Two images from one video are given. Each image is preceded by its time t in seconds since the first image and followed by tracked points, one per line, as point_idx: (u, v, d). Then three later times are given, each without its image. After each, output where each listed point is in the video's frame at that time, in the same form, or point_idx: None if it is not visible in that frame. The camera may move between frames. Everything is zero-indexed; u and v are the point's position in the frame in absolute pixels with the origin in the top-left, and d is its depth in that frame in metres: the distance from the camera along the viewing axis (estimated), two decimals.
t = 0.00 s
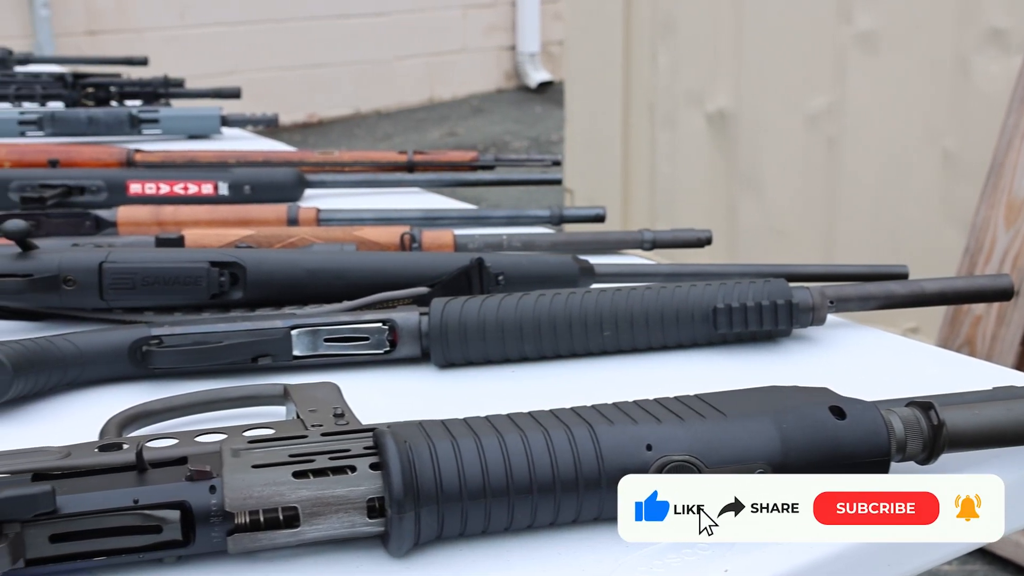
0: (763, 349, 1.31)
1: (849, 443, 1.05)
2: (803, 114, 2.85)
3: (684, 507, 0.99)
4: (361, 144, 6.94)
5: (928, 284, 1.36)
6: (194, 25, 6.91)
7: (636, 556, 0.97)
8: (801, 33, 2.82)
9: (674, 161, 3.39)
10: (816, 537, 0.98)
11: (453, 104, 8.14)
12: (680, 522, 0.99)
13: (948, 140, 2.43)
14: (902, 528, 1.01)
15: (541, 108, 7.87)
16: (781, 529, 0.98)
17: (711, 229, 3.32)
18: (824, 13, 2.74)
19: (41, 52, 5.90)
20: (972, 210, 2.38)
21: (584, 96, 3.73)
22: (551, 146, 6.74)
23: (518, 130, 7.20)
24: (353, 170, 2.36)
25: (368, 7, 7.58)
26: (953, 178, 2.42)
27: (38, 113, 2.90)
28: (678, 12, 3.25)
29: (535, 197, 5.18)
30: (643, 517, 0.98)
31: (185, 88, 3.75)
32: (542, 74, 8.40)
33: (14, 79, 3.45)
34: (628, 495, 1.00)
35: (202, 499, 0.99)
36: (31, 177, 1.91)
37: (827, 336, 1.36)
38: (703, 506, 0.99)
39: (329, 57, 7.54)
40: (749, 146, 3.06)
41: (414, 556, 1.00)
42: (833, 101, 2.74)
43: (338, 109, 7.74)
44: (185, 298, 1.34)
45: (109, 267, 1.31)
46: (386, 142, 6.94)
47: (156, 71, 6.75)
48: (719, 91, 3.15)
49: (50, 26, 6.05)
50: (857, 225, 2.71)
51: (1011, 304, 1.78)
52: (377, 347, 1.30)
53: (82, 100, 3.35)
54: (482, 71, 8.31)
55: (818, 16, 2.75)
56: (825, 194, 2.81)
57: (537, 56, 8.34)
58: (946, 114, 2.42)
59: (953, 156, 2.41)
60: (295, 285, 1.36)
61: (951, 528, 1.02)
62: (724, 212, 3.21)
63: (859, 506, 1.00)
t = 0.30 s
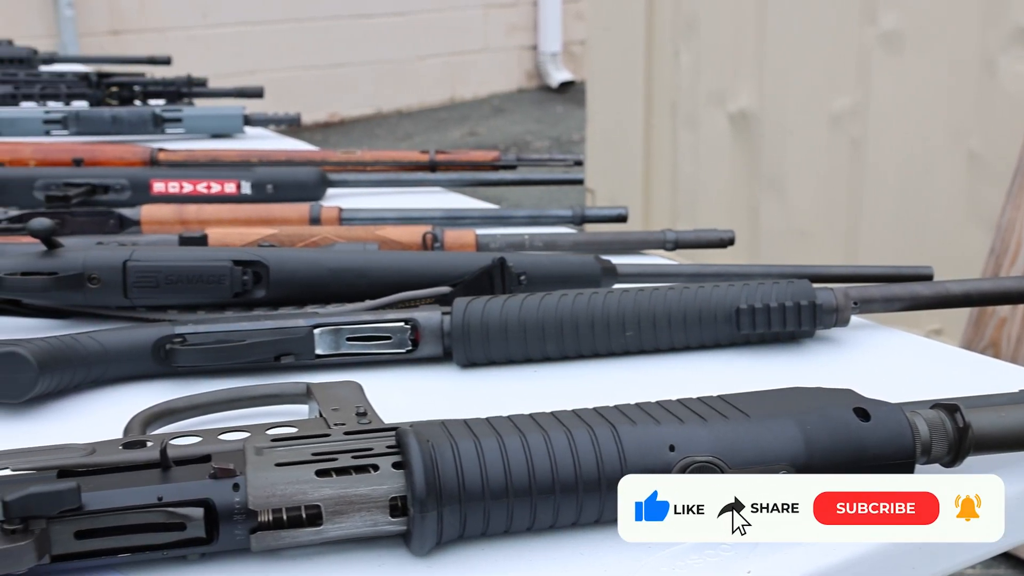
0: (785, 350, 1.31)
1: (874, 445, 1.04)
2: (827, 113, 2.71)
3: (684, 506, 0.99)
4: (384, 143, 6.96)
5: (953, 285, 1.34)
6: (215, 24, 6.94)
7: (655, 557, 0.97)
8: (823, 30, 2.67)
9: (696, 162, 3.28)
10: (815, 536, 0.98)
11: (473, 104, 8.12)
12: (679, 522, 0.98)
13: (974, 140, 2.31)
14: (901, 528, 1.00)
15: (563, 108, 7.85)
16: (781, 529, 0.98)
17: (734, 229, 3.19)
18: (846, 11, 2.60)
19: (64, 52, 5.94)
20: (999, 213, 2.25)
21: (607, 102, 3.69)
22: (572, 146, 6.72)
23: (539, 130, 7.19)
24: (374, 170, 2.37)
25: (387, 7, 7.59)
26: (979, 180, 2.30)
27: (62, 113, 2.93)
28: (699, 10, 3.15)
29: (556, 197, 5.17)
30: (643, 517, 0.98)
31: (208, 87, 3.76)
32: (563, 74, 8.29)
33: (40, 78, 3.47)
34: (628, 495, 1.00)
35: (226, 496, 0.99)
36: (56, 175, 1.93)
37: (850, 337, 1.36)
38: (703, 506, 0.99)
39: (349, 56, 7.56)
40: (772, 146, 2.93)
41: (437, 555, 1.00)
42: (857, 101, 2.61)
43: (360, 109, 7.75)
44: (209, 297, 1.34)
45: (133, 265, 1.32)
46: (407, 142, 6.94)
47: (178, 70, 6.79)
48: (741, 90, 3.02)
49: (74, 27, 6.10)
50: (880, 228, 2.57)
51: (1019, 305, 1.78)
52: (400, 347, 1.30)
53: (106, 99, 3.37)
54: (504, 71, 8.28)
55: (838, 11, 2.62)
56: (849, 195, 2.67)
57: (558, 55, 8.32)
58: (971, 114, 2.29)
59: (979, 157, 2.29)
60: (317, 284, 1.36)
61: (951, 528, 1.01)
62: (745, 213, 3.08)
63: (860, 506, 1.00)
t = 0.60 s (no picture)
0: (808, 351, 1.30)
1: (898, 447, 1.04)
2: (853, 111, 2.45)
3: (684, 506, 0.99)
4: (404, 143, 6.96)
5: (980, 286, 1.33)
6: (238, 24, 6.97)
7: (679, 557, 0.97)
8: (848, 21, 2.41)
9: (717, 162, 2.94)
10: (814, 536, 0.98)
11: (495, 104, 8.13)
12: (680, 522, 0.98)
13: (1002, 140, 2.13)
14: (899, 528, 0.99)
15: (585, 108, 7.82)
16: (780, 529, 0.98)
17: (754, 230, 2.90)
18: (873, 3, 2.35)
19: (89, 51, 5.98)
20: None
21: (638, 76, 3.13)
22: (594, 146, 6.69)
23: (560, 130, 7.17)
24: (397, 169, 2.37)
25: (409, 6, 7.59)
26: (1009, 181, 2.13)
27: (88, 112, 2.94)
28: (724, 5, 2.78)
29: (578, 197, 5.16)
30: (643, 517, 0.97)
31: (230, 87, 3.77)
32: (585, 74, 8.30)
33: (64, 77, 3.48)
34: (628, 495, 1.00)
35: (249, 495, 1.00)
36: (81, 174, 1.96)
37: (875, 339, 1.35)
38: (703, 506, 0.99)
39: (370, 56, 7.57)
40: (794, 146, 2.65)
41: (459, 554, 1.00)
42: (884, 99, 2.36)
43: (381, 108, 7.76)
44: (232, 295, 1.34)
45: (157, 263, 1.32)
46: (428, 141, 6.94)
47: (201, 69, 6.82)
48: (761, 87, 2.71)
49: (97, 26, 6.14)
50: (907, 231, 2.36)
51: None
52: (422, 346, 1.30)
53: (130, 98, 3.39)
54: (525, 71, 8.29)
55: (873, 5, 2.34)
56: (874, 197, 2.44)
57: (580, 55, 8.29)
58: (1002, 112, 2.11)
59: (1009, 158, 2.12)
60: (341, 283, 1.37)
61: (950, 528, 0.99)
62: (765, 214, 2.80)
63: (860, 506, 0.99)
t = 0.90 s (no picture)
0: (832, 352, 1.30)
1: (925, 450, 1.03)
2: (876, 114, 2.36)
3: (684, 506, 0.99)
4: (427, 143, 6.98)
5: (1007, 288, 1.33)
6: (263, 23, 7.00)
7: (705, 556, 0.97)
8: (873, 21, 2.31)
9: (741, 164, 2.86)
10: (814, 536, 0.98)
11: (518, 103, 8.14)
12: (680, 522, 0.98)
13: None
14: (898, 528, 0.98)
15: (607, 108, 7.81)
16: (780, 529, 0.98)
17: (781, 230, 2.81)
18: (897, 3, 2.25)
19: (114, 49, 6.02)
20: None
21: (656, 76, 3.14)
22: (616, 146, 6.67)
23: (582, 130, 7.16)
24: (419, 169, 2.37)
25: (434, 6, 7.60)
26: None
27: (112, 111, 2.93)
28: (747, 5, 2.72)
29: (600, 197, 5.15)
30: (643, 517, 0.97)
31: (253, 85, 3.79)
32: (607, 74, 8.30)
33: (89, 77, 3.50)
34: (628, 495, 0.99)
35: (273, 493, 1.00)
36: (106, 173, 1.97)
37: (901, 341, 1.35)
38: (703, 506, 0.99)
39: (392, 56, 7.57)
40: (819, 147, 2.56)
41: (483, 553, 1.00)
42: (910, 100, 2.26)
43: (404, 108, 7.77)
44: (255, 294, 1.35)
45: (181, 262, 1.33)
46: (450, 141, 6.94)
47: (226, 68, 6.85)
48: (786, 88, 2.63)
49: (123, 25, 6.17)
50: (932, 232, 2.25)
51: None
52: (445, 345, 1.31)
53: (155, 97, 3.40)
54: (546, 71, 8.29)
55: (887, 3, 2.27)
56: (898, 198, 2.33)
57: (603, 54, 8.27)
58: None
59: None
60: (364, 282, 1.37)
61: (951, 529, 0.98)
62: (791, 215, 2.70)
63: (860, 506, 0.98)
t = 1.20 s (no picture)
0: (856, 354, 1.29)
1: (952, 452, 1.03)
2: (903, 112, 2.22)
3: (684, 507, 0.98)
4: (449, 142, 6.98)
5: None
6: (286, 23, 7.02)
7: (726, 561, 0.95)
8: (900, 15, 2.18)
9: (763, 165, 2.72)
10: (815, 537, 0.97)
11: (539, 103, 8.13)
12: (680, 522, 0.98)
13: None
14: (896, 529, 0.97)
15: (630, 108, 7.80)
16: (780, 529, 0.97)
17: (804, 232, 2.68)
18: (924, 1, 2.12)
19: (139, 48, 6.04)
20: None
21: (674, 74, 3.04)
22: (639, 146, 6.65)
23: (605, 130, 7.15)
24: (442, 168, 2.38)
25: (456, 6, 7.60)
26: None
27: (136, 110, 2.91)
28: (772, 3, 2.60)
29: (622, 197, 5.15)
30: (643, 517, 0.97)
31: (277, 84, 3.80)
32: (630, 74, 8.27)
33: (113, 76, 3.50)
34: (627, 495, 0.99)
35: (297, 491, 1.00)
36: (130, 171, 1.98)
37: (927, 342, 1.34)
38: (703, 506, 0.98)
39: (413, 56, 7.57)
40: (842, 146, 2.41)
41: (504, 553, 1.00)
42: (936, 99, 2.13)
43: (427, 107, 7.77)
44: (279, 293, 1.35)
45: (205, 260, 1.33)
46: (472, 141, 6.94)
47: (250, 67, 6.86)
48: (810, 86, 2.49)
49: (148, 25, 6.20)
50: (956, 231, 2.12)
51: None
52: (468, 345, 1.31)
53: (178, 96, 3.42)
54: (568, 71, 8.29)
55: None
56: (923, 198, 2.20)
57: (625, 54, 8.25)
58: None
59: None
60: (387, 281, 1.37)
61: (951, 529, 0.97)
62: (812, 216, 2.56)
63: (860, 506, 0.97)
